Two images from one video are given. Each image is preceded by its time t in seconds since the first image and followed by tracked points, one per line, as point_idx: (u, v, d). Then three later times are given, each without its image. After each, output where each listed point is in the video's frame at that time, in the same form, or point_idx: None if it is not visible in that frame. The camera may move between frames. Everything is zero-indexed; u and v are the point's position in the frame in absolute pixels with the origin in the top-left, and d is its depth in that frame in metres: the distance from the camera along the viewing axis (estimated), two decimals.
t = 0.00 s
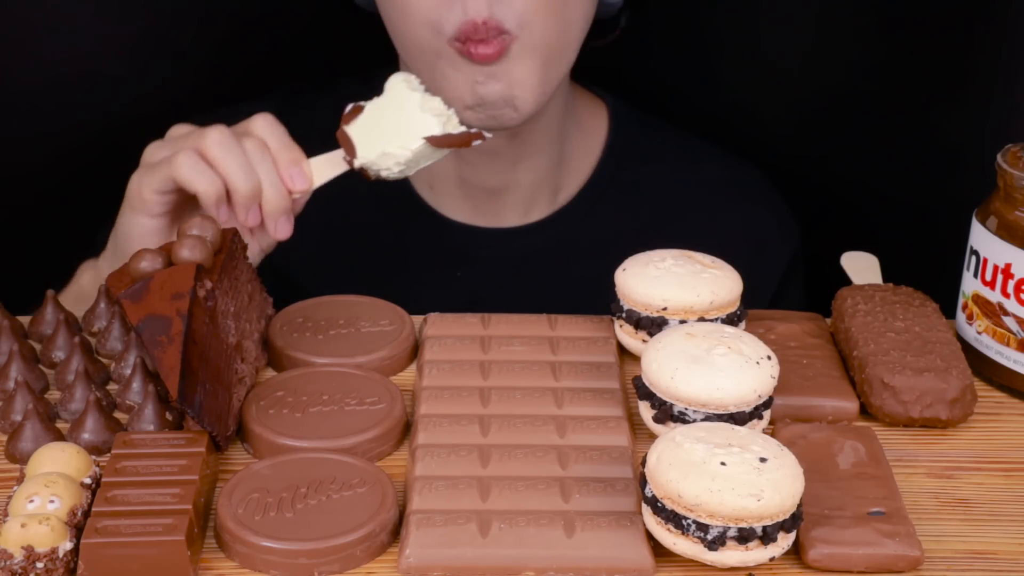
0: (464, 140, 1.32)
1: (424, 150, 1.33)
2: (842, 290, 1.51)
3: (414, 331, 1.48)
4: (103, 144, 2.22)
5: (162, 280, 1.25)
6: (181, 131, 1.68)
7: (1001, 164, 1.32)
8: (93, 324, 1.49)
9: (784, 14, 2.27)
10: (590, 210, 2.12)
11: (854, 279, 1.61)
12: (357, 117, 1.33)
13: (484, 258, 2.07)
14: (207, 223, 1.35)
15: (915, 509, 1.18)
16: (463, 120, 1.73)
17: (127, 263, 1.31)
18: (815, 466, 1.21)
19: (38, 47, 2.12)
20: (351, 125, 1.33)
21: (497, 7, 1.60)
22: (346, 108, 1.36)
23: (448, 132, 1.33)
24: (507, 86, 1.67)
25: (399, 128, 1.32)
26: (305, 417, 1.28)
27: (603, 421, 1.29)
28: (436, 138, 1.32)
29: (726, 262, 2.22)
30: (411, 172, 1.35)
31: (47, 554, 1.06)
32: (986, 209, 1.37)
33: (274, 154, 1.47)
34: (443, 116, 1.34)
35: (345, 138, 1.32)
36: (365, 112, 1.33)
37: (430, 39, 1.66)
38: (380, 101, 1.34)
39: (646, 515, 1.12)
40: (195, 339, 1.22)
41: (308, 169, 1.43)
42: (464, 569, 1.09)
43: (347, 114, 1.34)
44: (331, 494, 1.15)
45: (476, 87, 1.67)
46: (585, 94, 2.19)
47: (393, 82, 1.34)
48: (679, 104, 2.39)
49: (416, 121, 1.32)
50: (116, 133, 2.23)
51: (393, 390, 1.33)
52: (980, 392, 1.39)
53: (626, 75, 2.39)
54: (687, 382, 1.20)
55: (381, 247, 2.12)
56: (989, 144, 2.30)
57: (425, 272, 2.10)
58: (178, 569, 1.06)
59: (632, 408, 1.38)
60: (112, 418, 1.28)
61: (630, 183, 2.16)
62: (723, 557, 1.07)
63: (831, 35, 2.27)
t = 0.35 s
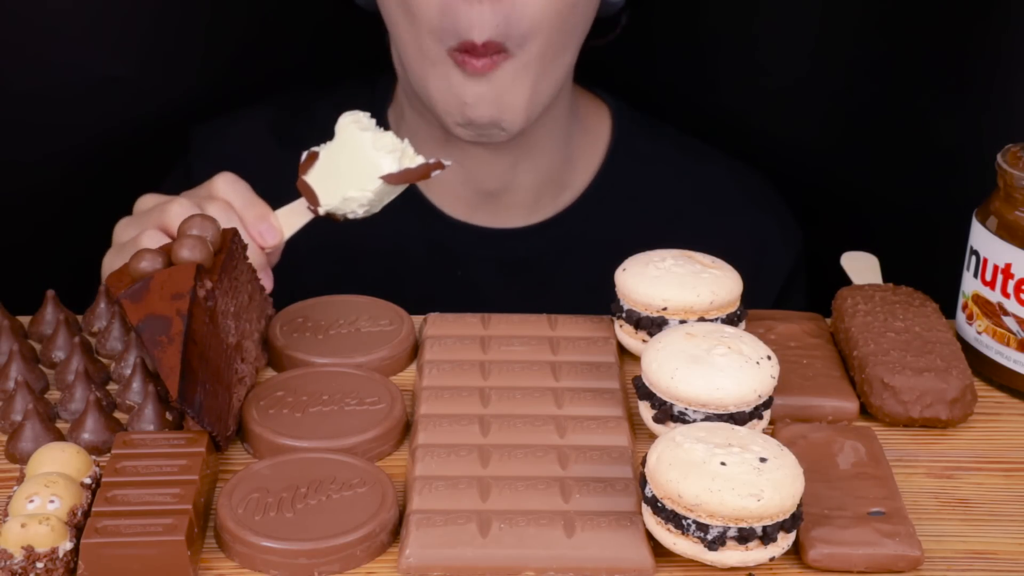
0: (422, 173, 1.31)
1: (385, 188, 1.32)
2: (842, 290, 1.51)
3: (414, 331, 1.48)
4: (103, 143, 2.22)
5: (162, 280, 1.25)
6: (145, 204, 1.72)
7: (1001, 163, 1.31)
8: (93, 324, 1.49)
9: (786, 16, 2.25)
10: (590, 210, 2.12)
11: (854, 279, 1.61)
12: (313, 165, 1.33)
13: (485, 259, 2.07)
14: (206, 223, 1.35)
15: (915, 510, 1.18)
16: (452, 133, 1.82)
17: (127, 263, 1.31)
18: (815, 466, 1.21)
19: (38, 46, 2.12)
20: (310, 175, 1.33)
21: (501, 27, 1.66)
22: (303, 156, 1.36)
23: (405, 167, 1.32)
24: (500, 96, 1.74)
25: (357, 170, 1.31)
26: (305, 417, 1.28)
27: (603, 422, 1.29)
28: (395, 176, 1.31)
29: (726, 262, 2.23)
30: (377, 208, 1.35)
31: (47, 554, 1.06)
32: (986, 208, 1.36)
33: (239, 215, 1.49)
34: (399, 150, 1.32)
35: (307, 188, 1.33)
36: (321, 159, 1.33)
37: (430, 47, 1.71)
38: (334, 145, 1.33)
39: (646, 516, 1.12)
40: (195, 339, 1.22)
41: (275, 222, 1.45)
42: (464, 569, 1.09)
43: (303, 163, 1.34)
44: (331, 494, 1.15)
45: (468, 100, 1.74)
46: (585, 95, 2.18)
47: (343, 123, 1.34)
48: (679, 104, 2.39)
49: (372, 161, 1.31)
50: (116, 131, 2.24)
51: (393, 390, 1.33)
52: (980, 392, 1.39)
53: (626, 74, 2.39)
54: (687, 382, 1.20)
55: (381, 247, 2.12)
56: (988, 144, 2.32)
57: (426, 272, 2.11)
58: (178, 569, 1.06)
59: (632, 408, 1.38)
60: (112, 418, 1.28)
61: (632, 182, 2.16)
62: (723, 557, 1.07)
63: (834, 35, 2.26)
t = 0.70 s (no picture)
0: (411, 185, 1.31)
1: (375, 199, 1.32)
2: (842, 290, 1.51)
3: (414, 331, 1.48)
4: (103, 143, 2.22)
5: (162, 280, 1.25)
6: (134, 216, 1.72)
7: (1001, 163, 1.31)
8: (93, 324, 1.49)
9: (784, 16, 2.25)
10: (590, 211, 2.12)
11: (854, 279, 1.61)
12: (303, 176, 1.33)
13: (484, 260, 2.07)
14: (206, 224, 1.35)
15: (915, 509, 1.18)
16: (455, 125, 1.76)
17: (126, 263, 1.31)
18: (815, 466, 1.21)
19: (39, 46, 2.12)
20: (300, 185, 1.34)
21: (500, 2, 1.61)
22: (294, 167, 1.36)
23: (396, 177, 1.32)
24: (501, 66, 1.68)
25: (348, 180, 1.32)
26: (305, 417, 1.28)
27: (603, 421, 1.29)
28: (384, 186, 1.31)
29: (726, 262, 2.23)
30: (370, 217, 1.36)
31: (47, 554, 1.06)
32: (986, 208, 1.36)
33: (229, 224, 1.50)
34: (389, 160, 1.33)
35: (298, 199, 1.33)
36: (311, 169, 1.33)
37: (422, 28, 1.66)
38: (324, 155, 1.33)
39: (646, 516, 1.12)
40: (195, 339, 1.22)
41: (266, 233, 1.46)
42: (464, 569, 1.09)
43: (293, 174, 1.34)
44: (331, 494, 1.15)
45: (469, 70, 1.68)
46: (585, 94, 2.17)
47: (332, 132, 1.34)
48: (678, 104, 2.39)
49: (361, 172, 1.31)
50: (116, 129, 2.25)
51: (393, 390, 1.33)
52: (980, 392, 1.39)
53: (627, 74, 2.39)
54: (687, 382, 1.20)
55: (381, 248, 2.12)
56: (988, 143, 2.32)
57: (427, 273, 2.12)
58: (178, 569, 1.06)
59: (632, 408, 1.38)
60: (112, 418, 1.28)
61: (632, 182, 2.16)
62: (723, 557, 1.07)
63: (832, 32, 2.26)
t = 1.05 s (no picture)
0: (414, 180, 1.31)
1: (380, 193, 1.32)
2: (842, 290, 1.51)
3: (414, 331, 1.48)
4: (103, 143, 2.22)
5: (162, 280, 1.25)
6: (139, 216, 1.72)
7: (1001, 163, 1.31)
8: (93, 324, 1.49)
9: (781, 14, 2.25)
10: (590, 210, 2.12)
11: (854, 279, 1.61)
12: (308, 171, 1.33)
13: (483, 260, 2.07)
14: (206, 223, 1.35)
15: (915, 509, 1.18)
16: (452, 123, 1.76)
17: (126, 263, 1.31)
18: (815, 466, 1.21)
19: (38, 46, 2.12)
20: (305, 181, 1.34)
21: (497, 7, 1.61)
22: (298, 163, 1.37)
23: (400, 171, 1.32)
24: (500, 77, 1.68)
25: (351, 175, 1.32)
26: (305, 417, 1.28)
27: (603, 422, 1.29)
28: (387, 180, 1.31)
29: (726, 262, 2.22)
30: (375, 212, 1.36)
31: (47, 554, 1.06)
32: (986, 208, 1.36)
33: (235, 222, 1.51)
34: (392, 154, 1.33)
35: (301, 194, 1.34)
36: (315, 165, 1.34)
37: (421, 33, 1.66)
38: (328, 150, 1.33)
39: (646, 516, 1.12)
40: (195, 339, 1.22)
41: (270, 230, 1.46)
42: (464, 569, 1.09)
43: (298, 170, 1.35)
44: (331, 494, 1.15)
45: (469, 80, 1.68)
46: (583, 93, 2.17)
47: (335, 127, 1.34)
48: (677, 104, 2.39)
49: (364, 166, 1.31)
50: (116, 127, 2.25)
51: (393, 390, 1.33)
52: (980, 392, 1.39)
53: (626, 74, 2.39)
54: (687, 382, 1.20)
55: (381, 248, 2.12)
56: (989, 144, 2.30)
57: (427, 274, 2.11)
58: (178, 569, 1.06)
59: (631, 408, 1.38)
60: (112, 418, 1.28)
61: (631, 181, 2.16)
62: (723, 557, 1.07)
63: (831, 34, 2.26)
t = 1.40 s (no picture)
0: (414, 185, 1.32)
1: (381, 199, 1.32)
2: (842, 290, 1.51)
3: (413, 331, 1.48)
4: (102, 143, 2.22)
5: (162, 280, 1.25)
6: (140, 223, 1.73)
7: (1001, 163, 1.31)
8: (93, 324, 1.48)
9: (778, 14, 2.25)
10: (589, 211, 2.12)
11: (854, 279, 1.61)
12: (307, 179, 1.33)
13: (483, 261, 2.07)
14: (206, 223, 1.35)
15: (915, 509, 1.18)
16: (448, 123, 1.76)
17: (126, 263, 1.31)
18: (815, 466, 1.21)
19: (37, 46, 2.12)
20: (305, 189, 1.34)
21: (485, 24, 1.62)
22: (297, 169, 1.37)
23: (400, 176, 1.32)
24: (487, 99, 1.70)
25: (352, 181, 1.32)
26: (305, 417, 1.28)
27: (603, 422, 1.29)
28: (388, 186, 1.31)
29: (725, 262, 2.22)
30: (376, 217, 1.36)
31: (47, 554, 1.06)
32: (986, 208, 1.36)
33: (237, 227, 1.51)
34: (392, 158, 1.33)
35: (302, 201, 1.34)
36: (315, 172, 1.33)
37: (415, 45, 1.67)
38: (327, 157, 1.33)
39: (646, 515, 1.12)
40: (195, 340, 1.22)
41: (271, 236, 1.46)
42: (465, 569, 1.09)
43: (298, 177, 1.35)
44: (331, 494, 1.15)
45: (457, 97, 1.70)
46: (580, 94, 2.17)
47: (333, 133, 1.34)
48: (677, 104, 2.39)
49: (364, 170, 1.31)
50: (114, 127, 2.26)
51: (393, 390, 1.33)
52: (980, 392, 1.39)
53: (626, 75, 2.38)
54: (687, 382, 1.20)
55: (381, 248, 2.11)
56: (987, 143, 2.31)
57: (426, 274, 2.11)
58: (178, 569, 1.06)
59: (632, 408, 1.38)
60: (112, 418, 1.28)
61: (631, 182, 2.16)
62: (723, 557, 1.07)
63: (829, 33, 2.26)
